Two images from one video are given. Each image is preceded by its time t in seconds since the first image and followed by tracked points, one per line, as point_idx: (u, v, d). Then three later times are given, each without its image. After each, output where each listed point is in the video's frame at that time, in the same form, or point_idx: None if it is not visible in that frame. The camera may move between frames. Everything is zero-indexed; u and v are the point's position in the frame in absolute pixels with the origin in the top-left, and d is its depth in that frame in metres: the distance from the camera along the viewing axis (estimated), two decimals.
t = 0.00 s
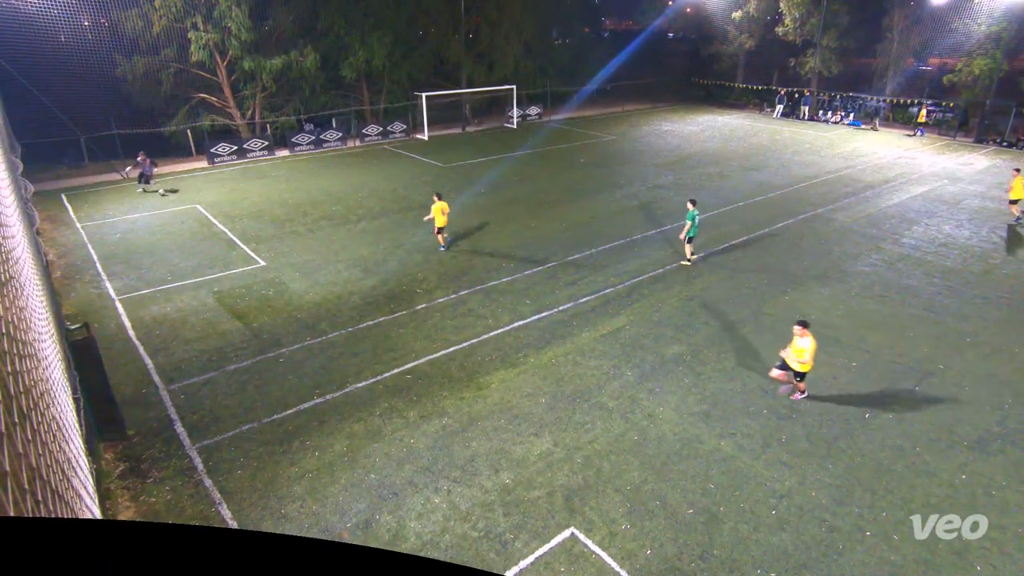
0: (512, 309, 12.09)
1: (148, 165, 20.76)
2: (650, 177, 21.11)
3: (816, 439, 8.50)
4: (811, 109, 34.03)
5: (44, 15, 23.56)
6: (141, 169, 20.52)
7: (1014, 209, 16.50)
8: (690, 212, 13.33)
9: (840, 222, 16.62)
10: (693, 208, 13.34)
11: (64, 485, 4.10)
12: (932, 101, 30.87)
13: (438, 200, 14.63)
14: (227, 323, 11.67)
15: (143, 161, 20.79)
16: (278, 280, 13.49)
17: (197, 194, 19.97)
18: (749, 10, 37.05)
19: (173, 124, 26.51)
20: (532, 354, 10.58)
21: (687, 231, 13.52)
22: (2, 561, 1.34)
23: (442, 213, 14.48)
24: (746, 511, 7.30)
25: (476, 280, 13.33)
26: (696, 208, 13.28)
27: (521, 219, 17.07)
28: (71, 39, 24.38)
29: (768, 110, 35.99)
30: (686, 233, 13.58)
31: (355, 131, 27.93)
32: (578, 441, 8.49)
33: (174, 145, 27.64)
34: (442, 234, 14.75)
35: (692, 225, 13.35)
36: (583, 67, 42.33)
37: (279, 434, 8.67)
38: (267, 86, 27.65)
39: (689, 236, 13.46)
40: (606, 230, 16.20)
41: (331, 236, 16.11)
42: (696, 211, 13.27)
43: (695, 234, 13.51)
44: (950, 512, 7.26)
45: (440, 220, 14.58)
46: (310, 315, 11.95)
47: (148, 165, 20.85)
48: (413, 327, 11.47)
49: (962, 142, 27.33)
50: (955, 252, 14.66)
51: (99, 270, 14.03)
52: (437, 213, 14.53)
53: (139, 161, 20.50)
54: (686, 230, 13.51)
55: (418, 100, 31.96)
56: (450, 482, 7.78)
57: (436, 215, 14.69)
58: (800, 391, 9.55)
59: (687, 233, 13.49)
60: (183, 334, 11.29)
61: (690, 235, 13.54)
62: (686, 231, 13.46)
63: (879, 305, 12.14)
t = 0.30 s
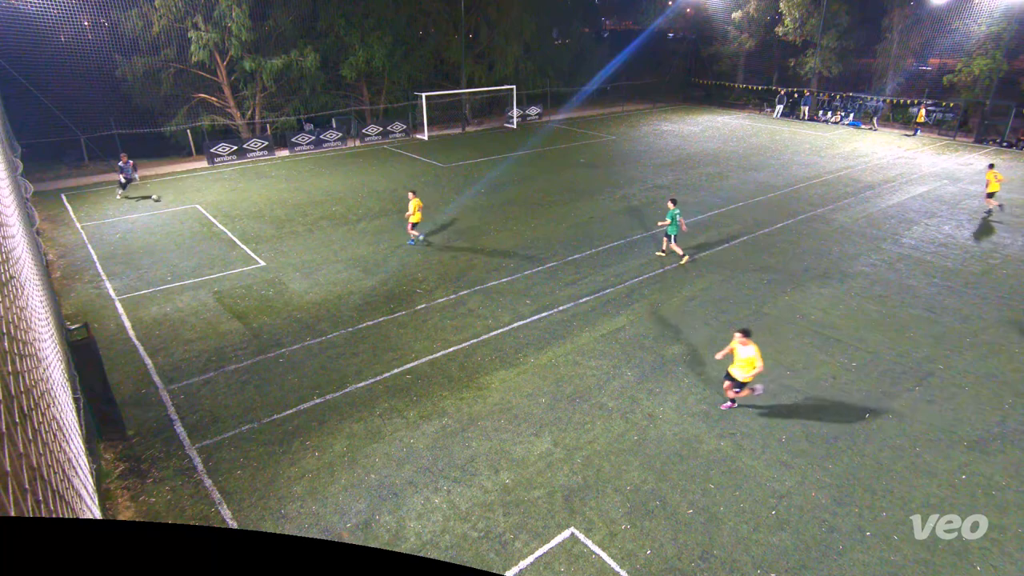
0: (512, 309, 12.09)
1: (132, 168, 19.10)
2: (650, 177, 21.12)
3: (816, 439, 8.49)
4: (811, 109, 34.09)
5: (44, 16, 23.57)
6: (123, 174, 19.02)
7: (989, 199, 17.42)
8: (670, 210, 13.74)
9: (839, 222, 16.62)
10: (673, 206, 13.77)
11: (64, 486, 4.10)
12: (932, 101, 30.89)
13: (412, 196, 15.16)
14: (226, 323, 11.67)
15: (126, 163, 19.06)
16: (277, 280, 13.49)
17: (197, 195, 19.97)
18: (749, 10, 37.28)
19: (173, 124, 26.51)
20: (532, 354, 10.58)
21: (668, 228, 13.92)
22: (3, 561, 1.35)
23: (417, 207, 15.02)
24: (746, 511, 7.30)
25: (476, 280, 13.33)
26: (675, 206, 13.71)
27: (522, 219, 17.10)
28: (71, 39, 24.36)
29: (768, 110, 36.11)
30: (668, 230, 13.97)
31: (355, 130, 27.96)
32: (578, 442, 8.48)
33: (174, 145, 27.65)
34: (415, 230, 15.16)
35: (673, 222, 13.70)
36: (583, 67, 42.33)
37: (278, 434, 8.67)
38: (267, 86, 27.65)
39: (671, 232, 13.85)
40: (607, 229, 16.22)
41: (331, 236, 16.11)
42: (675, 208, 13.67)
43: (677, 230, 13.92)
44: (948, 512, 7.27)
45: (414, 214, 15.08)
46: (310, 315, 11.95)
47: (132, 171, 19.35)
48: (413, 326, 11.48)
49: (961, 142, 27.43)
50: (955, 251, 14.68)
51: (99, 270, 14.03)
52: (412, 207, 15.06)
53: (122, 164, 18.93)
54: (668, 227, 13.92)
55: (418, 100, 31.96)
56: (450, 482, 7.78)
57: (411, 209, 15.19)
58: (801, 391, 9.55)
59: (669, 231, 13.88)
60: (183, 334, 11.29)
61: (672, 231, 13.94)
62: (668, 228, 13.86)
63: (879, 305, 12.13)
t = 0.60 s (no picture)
0: (512, 309, 12.10)
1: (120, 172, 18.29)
2: (650, 177, 21.13)
3: (816, 440, 8.48)
4: (811, 110, 34.12)
5: (44, 16, 23.58)
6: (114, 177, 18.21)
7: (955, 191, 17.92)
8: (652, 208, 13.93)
9: (839, 222, 16.63)
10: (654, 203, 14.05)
11: (65, 485, 4.10)
12: (932, 101, 30.91)
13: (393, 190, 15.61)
14: (226, 323, 11.66)
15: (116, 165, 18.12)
16: (277, 280, 13.48)
17: (197, 194, 19.97)
18: (750, 10, 37.21)
19: (173, 124, 26.52)
20: (532, 354, 10.59)
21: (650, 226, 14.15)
22: (2, 561, 1.35)
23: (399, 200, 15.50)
24: (746, 511, 7.30)
25: (476, 280, 13.34)
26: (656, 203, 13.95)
27: (521, 219, 17.12)
28: (71, 39, 24.36)
29: (768, 110, 36.09)
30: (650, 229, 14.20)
31: (355, 131, 27.98)
32: (578, 442, 8.49)
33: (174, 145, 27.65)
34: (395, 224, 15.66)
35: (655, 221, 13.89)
36: (583, 67, 42.32)
37: (278, 434, 8.67)
38: (267, 86, 27.65)
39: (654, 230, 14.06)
40: (607, 229, 16.24)
41: (332, 236, 16.11)
42: (657, 207, 13.87)
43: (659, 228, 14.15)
44: (948, 511, 7.27)
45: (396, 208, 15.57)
46: (310, 315, 11.96)
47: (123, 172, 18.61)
48: (413, 327, 11.48)
49: (961, 142, 27.44)
50: (954, 251, 14.70)
51: (99, 270, 14.03)
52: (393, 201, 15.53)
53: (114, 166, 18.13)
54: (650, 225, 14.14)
55: (418, 100, 31.97)
56: (450, 482, 7.78)
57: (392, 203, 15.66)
58: (801, 390, 9.55)
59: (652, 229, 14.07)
60: (183, 334, 11.29)
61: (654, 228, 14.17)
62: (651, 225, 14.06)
63: (879, 306, 12.13)
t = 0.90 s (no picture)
0: (512, 309, 12.10)
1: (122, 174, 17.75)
2: (650, 177, 21.13)
3: (816, 440, 8.48)
4: (811, 110, 34.13)
5: (44, 15, 23.59)
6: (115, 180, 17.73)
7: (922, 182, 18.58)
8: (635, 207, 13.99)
9: (839, 223, 16.62)
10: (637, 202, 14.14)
11: (65, 484, 4.10)
12: (932, 101, 30.92)
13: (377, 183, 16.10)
14: (226, 324, 11.67)
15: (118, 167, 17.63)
16: (277, 280, 13.49)
17: (197, 194, 19.96)
18: (750, 10, 37.15)
19: (173, 124, 26.52)
20: (532, 354, 10.59)
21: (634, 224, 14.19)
22: (2, 560, 1.35)
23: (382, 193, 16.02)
24: (746, 511, 7.30)
25: (476, 281, 13.33)
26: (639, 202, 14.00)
27: (520, 219, 17.12)
28: (71, 39, 24.35)
29: (768, 110, 36.08)
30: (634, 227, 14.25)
31: (355, 130, 27.98)
32: (578, 442, 8.49)
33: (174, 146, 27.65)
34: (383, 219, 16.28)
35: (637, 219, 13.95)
36: (583, 67, 42.30)
37: (278, 434, 8.66)
38: (267, 86, 27.65)
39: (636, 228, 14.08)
40: (607, 229, 16.23)
41: (332, 236, 16.12)
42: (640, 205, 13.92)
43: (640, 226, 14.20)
44: (947, 512, 7.27)
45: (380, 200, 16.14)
46: (310, 315, 11.96)
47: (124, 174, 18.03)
48: (413, 327, 11.48)
49: (961, 142, 27.42)
50: (955, 251, 14.70)
51: (99, 271, 14.03)
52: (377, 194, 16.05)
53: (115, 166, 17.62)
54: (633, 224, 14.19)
55: (418, 100, 31.97)
56: (450, 482, 7.78)
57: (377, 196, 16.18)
58: (800, 391, 9.56)
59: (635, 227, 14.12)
60: (183, 334, 11.29)
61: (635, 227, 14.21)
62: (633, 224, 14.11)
63: (879, 306, 12.12)
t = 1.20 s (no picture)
0: (512, 309, 12.10)
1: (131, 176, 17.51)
2: (650, 177, 21.12)
3: (816, 440, 8.48)
4: (811, 110, 34.09)
5: (44, 15, 23.58)
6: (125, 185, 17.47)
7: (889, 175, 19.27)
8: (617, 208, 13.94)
9: (839, 222, 16.61)
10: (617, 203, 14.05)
11: (65, 484, 4.10)
12: (932, 101, 30.90)
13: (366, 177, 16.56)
14: (226, 324, 11.66)
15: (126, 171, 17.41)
16: (277, 280, 13.48)
17: (197, 194, 19.96)
18: (750, 9, 37.10)
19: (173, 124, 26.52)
20: (533, 354, 10.59)
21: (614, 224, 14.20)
22: (1, 561, 1.35)
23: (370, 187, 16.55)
24: (746, 511, 7.30)
25: (476, 281, 13.32)
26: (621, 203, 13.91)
27: (520, 219, 17.12)
28: (71, 39, 24.36)
29: (768, 110, 36.08)
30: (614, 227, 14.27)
31: (355, 130, 27.98)
32: (578, 441, 8.49)
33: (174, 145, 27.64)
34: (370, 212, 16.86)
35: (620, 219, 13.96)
36: (583, 67, 42.30)
37: (277, 434, 8.66)
38: (267, 86, 27.64)
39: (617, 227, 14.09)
40: (606, 229, 16.22)
41: (332, 236, 16.12)
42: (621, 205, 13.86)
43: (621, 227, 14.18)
44: (948, 512, 7.26)
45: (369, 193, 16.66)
46: (310, 315, 11.96)
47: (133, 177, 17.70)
48: (412, 326, 11.48)
49: (962, 142, 27.38)
50: (954, 251, 14.69)
51: (99, 270, 14.03)
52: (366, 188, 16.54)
53: (121, 169, 17.38)
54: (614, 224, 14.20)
55: (418, 100, 31.96)
56: (450, 482, 7.78)
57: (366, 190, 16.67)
58: (801, 391, 9.55)
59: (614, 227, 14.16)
60: (183, 335, 11.29)
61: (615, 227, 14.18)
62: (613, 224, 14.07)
63: (880, 306, 12.10)
